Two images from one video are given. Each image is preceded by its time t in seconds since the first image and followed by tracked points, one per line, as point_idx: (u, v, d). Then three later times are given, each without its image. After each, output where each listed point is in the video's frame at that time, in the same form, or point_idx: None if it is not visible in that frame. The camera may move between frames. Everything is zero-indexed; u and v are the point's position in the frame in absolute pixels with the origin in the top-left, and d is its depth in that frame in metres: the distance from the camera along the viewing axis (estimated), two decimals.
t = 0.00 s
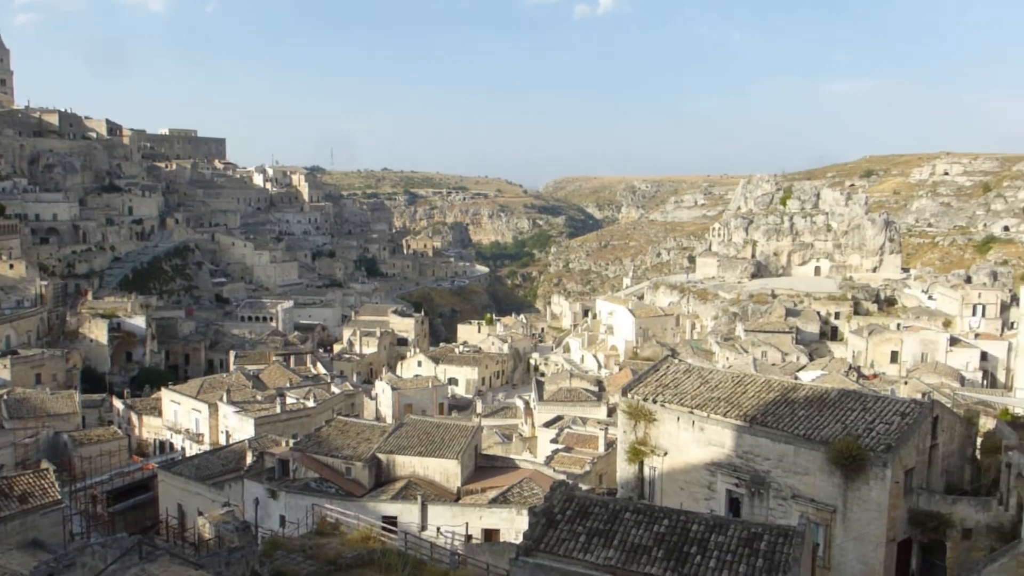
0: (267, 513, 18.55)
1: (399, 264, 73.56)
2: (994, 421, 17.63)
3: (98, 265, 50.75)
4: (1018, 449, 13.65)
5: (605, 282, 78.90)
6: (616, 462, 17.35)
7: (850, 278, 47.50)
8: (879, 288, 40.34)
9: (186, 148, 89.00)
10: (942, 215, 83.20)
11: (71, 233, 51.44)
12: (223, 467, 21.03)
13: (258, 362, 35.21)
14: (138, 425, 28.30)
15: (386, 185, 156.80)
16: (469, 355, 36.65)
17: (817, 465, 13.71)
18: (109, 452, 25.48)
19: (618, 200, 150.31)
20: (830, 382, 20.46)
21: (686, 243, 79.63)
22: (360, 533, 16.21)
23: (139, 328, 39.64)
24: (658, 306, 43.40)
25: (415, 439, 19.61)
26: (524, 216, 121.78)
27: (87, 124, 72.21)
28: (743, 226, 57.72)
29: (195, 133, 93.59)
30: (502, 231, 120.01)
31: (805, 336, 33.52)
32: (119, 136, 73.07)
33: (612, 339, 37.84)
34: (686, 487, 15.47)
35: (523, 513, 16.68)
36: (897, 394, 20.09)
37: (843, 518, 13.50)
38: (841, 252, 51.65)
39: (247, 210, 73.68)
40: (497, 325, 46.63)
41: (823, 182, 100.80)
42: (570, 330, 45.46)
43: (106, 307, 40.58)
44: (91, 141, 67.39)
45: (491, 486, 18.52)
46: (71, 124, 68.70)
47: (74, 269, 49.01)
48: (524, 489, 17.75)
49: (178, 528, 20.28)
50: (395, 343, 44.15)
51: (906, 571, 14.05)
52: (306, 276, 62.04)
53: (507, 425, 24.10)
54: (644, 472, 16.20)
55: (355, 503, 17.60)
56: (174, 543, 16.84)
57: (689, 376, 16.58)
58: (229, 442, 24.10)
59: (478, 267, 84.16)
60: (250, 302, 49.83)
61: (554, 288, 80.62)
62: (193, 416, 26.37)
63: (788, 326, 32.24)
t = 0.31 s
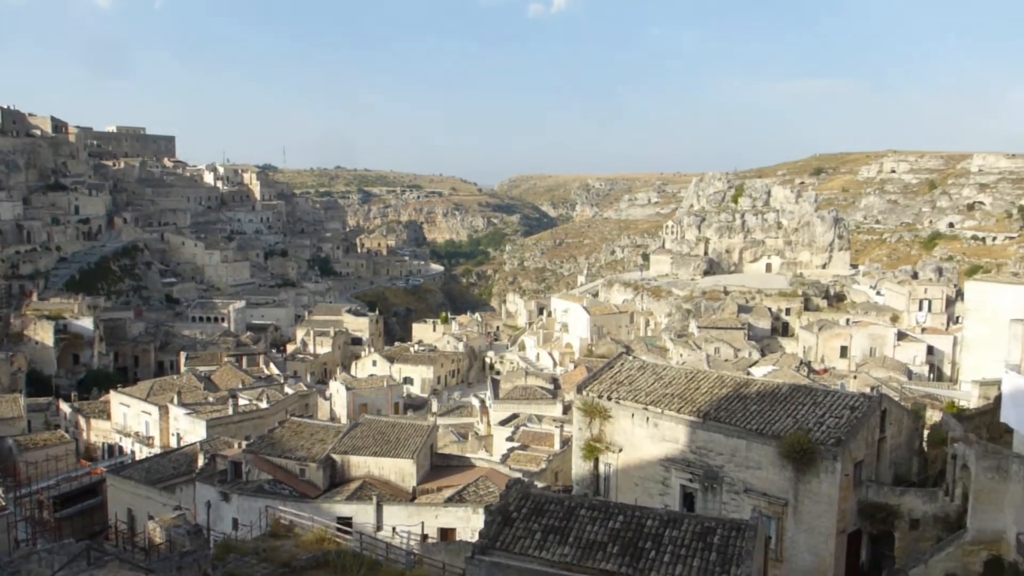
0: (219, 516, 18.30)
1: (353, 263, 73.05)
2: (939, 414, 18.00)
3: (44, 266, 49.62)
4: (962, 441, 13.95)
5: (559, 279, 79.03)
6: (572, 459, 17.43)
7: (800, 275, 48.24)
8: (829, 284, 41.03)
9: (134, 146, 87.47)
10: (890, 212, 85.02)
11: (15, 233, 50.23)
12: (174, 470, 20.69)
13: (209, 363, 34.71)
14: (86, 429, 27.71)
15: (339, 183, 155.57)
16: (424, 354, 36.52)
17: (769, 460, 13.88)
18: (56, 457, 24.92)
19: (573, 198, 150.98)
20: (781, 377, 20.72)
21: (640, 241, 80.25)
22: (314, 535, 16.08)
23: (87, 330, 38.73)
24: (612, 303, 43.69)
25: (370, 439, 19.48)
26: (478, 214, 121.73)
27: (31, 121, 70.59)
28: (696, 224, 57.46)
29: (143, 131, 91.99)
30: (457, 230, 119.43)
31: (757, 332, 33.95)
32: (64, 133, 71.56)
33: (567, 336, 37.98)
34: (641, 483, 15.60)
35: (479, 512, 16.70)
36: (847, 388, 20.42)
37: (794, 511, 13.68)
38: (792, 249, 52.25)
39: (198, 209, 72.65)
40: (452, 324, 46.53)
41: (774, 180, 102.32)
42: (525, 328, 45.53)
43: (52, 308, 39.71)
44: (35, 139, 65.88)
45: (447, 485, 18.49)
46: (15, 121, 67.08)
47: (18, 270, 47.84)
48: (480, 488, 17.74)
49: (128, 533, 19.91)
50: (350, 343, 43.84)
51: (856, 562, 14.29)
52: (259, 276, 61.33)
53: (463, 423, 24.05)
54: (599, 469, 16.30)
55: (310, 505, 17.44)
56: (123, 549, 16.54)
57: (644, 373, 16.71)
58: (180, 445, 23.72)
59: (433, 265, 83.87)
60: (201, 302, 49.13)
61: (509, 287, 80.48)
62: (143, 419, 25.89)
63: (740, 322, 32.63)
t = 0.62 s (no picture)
0: (174, 517, 18.02)
1: (310, 261, 72.47)
2: (891, 409, 18.31)
3: None
4: (913, 437, 14.18)
5: (518, 276, 78.92)
6: (531, 457, 17.47)
7: (756, 273, 48.80)
8: (784, 282, 41.59)
9: (85, 141, 85.92)
10: (843, 211, 86.39)
11: None
12: (127, 471, 20.34)
13: (163, 362, 34.20)
14: (36, 430, 27.15)
15: (296, 180, 154.04)
16: (382, 353, 36.34)
17: (725, 456, 14.02)
18: (4, 459, 24.38)
19: (531, 196, 151.18)
20: (737, 374, 20.93)
21: (598, 239, 80.59)
22: (271, 535, 15.91)
23: (36, 329, 38.03)
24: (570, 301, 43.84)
25: (327, 438, 19.34)
26: (437, 212, 121.37)
27: None
28: (653, 222, 58.53)
29: (94, 126, 90.40)
30: (415, 227, 118.60)
31: (713, 330, 34.27)
32: (12, 128, 70.05)
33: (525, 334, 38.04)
34: (599, 480, 15.69)
35: (437, 511, 16.68)
36: (801, 384, 20.68)
37: (750, 507, 13.83)
38: (747, 248, 52.81)
39: (151, 206, 71.60)
40: (410, 322, 46.37)
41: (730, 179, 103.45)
42: (484, 326, 45.50)
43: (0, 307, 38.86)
44: None
45: (405, 484, 18.42)
46: None
47: None
48: (439, 486, 17.70)
49: (80, 536, 19.52)
50: (307, 341, 43.49)
51: (810, 556, 14.50)
52: (214, 274, 60.59)
53: (422, 422, 23.97)
54: (558, 466, 16.37)
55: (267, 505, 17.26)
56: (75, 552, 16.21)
57: (602, 370, 16.78)
58: (133, 445, 23.32)
59: (390, 263, 83.46)
60: (155, 300, 48.40)
61: (468, 284, 80.20)
62: (95, 420, 25.42)
63: (696, 320, 32.93)
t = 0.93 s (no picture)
0: (139, 519, 17.78)
1: (277, 259, 72.02)
2: (855, 405, 18.54)
3: None
4: (877, 431, 14.34)
5: (486, 274, 78.80)
6: (499, 454, 17.49)
7: (722, 271, 49.29)
8: (750, 280, 42.02)
9: (46, 138, 84.69)
10: (808, 209, 87.41)
11: None
12: (90, 473, 20.04)
13: (127, 362, 33.79)
14: None
15: (261, 178, 152.78)
16: (349, 351, 36.18)
17: (693, 452, 14.11)
18: None
19: (499, 195, 151.33)
20: (704, 371, 21.08)
21: (566, 237, 80.86)
22: (238, 536, 15.75)
23: None
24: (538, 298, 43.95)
25: (294, 438, 19.21)
26: (404, 210, 121.01)
27: None
28: (621, 220, 58.08)
29: (55, 123, 89.13)
30: (383, 226, 118.10)
31: (681, 327, 34.51)
32: None
33: (494, 332, 38.07)
34: (568, 477, 15.75)
35: (405, 510, 16.66)
36: (767, 380, 20.90)
37: (717, 502, 13.95)
38: (713, 245, 53.50)
39: (114, 204, 70.85)
40: (377, 321, 46.21)
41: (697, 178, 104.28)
42: (452, 324, 45.46)
43: None
44: None
45: (373, 482, 18.35)
46: None
47: None
48: (407, 485, 17.66)
49: (42, 539, 19.22)
50: (274, 340, 43.20)
51: (776, 550, 14.67)
52: (178, 272, 59.97)
53: (390, 421, 23.90)
54: (526, 464, 16.42)
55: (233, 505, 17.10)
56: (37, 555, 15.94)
57: (570, 368, 16.83)
58: (96, 446, 22.99)
59: (358, 262, 83.11)
60: (118, 300, 47.79)
61: (435, 283, 79.81)
62: (57, 421, 25.03)
63: (664, 318, 33.16)
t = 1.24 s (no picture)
0: (90, 520, 17.43)
1: (232, 256, 71.22)
2: (809, 400, 18.79)
3: None
4: (830, 426, 14.56)
5: (445, 271, 78.47)
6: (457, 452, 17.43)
7: (679, 267, 49.73)
8: (706, 276, 42.47)
9: None
10: (763, 207, 88.49)
11: None
12: (40, 475, 19.61)
13: (77, 361, 33.16)
14: None
15: (217, 174, 150.97)
16: (306, 349, 35.89)
17: (649, 448, 14.21)
18: None
19: (458, 191, 151.18)
20: (660, 367, 21.22)
21: (525, 233, 81.03)
22: (192, 536, 15.49)
23: None
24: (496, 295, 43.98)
25: (250, 436, 18.99)
26: (362, 206, 120.38)
27: None
28: (579, 218, 58.76)
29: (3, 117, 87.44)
30: (341, 222, 117.25)
31: (638, 324, 34.73)
32: None
33: (452, 329, 38.04)
34: (526, 473, 15.79)
35: (363, 508, 16.56)
36: (722, 376, 21.09)
37: (673, 497, 14.05)
38: (670, 242, 53.84)
39: (65, 200, 70.12)
40: (335, 318, 45.90)
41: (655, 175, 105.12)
42: (410, 321, 45.31)
43: None
44: None
45: (330, 481, 18.20)
46: None
47: None
48: (365, 483, 17.55)
49: None
50: (229, 338, 42.71)
51: (731, 543, 14.82)
52: (131, 269, 59.05)
53: (347, 419, 23.72)
54: (484, 461, 16.42)
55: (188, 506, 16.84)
56: None
57: (528, 364, 16.85)
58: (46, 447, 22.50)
59: (315, 259, 82.50)
60: (68, 297, 46.90)
61: (394, 279, 79.02)
62: (6, 421, 24.49)
63: (621, 314, 33.36)
